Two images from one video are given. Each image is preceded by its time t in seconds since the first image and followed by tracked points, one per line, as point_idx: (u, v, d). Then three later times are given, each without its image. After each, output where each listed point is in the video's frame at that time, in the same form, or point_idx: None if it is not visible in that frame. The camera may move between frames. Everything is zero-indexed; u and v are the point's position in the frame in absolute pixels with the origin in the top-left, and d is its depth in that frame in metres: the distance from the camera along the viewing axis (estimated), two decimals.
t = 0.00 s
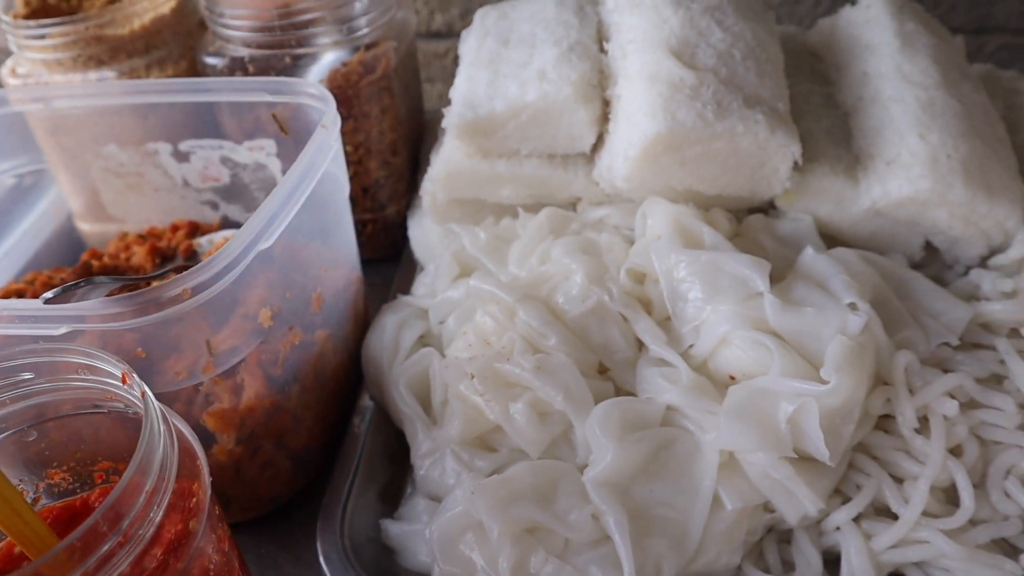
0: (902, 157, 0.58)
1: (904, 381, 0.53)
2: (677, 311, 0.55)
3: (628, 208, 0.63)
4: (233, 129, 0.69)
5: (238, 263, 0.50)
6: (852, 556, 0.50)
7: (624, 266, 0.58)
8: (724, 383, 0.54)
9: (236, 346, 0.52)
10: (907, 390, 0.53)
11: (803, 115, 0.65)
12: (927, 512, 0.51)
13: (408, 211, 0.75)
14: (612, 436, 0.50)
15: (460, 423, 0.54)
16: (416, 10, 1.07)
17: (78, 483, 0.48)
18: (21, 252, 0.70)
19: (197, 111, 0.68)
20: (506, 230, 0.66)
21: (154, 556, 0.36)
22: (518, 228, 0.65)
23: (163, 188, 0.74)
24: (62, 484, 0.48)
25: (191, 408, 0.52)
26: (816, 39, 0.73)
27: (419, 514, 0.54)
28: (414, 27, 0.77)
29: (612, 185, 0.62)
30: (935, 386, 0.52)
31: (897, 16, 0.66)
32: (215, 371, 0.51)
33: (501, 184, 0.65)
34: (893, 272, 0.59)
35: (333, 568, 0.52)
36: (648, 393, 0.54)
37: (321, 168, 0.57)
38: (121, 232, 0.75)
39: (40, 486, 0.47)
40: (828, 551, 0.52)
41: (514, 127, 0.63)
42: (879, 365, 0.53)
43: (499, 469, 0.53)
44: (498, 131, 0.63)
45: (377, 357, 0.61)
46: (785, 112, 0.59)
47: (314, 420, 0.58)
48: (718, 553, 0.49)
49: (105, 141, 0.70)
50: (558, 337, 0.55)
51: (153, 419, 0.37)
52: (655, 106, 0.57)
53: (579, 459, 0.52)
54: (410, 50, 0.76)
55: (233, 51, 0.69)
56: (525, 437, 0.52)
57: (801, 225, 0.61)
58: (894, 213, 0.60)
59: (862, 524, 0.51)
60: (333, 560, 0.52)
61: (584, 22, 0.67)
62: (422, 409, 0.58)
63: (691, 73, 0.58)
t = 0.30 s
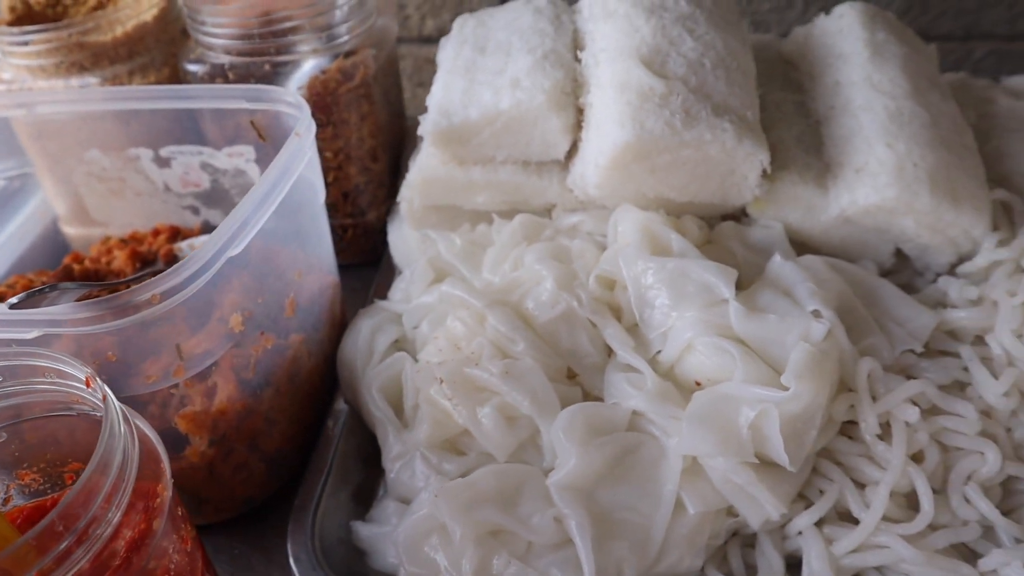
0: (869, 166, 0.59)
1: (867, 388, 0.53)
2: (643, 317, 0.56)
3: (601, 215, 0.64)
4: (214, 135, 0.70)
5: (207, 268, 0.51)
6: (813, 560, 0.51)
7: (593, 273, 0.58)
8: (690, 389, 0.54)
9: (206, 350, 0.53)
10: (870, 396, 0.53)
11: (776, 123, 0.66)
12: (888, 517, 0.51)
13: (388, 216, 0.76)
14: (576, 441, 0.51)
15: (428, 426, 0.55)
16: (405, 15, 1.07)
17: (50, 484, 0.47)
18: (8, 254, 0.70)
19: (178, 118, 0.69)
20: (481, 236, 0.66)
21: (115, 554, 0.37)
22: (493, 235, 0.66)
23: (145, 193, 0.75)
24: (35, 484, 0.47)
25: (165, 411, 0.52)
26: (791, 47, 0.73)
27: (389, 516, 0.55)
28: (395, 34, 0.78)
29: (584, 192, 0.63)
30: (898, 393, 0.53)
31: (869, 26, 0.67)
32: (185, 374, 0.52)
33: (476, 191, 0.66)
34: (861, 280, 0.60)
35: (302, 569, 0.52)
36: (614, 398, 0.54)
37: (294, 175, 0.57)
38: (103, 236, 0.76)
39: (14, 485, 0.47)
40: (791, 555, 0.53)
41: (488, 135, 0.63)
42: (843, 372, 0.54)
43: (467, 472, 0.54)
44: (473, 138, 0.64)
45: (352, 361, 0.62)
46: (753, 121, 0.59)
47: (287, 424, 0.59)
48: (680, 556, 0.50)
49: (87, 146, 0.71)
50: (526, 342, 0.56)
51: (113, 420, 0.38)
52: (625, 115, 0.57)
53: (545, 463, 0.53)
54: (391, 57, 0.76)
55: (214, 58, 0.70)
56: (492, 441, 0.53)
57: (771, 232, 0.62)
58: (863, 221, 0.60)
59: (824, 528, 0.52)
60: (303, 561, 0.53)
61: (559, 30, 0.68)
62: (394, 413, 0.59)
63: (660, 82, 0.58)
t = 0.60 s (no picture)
0: (835, 170, 0.59)
1: (828, 391, 0.54)
2: (607, 320, 0.56)
3: (570, 218, 0.64)
4: (190, 139, 0.71)
5: (169, 269, 0.52)
6: (772, 562, 0.51)
7: (559, 276, 0.59)
8: (653, 391, 0.55)
9: (171, 350, 0.54)
10: (831, 400, 0.53)
11: (747, 127, 0.66)
12: (846, 519, 0.52)
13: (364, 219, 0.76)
14: (536, 442, 0.52)
15: (393, 427, 0.55)
16: (395, 19, 1.08)
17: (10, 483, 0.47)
18: None
19: (154, 121, 0.70)
20: (453, 239, 0.67)
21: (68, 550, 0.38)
22: (464, 238, 0.66)
23: (123, 196, 0.75)
24: None
25: (133, 411, 0.53)
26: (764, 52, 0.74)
27: (354, 516, 0.55)
28: (372, 38, 0.78)
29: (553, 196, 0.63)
30: (859, 396, 0.53)
31: (839, 32, 0.67)
32: (150, 373, 0.53)
33: (447, 194, 0.67)
34: (827, 284, 0.60)
35: (266, 567, 0.53)
36: (577, 400, 0.55)
37: (261, 177, 0.58)
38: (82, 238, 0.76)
39: None
40: (751, 556, 0.53)
41: (459, 138, 0.64)
42: (805, 375, 0.54)
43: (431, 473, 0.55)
44: (444, 142, 0.64)
45: (322, 363, 0.63)
46: (720, 125, 0.60)
47: (256, 424, 0.59)
48: (639, 558, 0.50)
49: (64, 149, 0.72)
50: (491, 345, 0.56)
51: (64, 418, 0.38)
52: (591, 119, 0.58)
53: (508, 464, 0.54)
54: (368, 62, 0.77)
55: (191, 62, 0.71)
56: (455, 442, 0.54)
57: (738, 236, 0.62)
58: (829, 225, 0.61)
59: (784, 530, 0.52)
60: (267, 559, 0.53)
61: (531, 35, 0.69)
62: (361, 414, 0.59)
63: (627, 86, 0.59)
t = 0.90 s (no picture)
0: (799, 177, 0.59)
1: (787, 397, 0.54)
2: (569, 325, 0.57)
3: (539, 224, 0.64)
4: (164, 144, 0.71)
5: (131, 273, 0.52)
6: (728, 567, 0.51)
7: (523, 282, 0.59)
8: (614, 397, 0.55)
9: (134, 354, 0.54)
10: (790, 406, 0.54)
11: (715, 134, 0.67)
12: (803, 524, 0.52)
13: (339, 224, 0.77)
14: (494, 447, 0.52)
15: (356, 431, 0.56)
16: (383, 23, 1.08)
17: None
18: None
19: (127, 127, 0.70)
20: (423, 244, 0.67)
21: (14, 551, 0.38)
22: (434, 243, 0.67)
23: (98, 200, 0.76)
24: None
25: (99, 414, 0.54)
26: (736, 59, 0.74)
27: (317, 520, 0.56)
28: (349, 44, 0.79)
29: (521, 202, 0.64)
30: (817, 402, 0.54)
31: (808, 40, 0.68)
32: (112, 377, 0.53)
33: (417, 200, 0.67)
34: (792, 290, 0.60)
35: (227, 570, 0.53)
36: (538, 405, 0.55)
37: (226, 182, 0.59)
38: (57, 241, 0.76)
39: None
40: (710, 561, 0.53)
41: (427, 145, 0.64)
42: (764, 381, 0.54)
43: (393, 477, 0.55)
44: (413, 149, 0.65)
45: (290, 367, 0.63)
46: (684, 132, 0.60)
47: (222, 428, 0.60)
48: (595, 562, 0.50)
49: (39, 153, 0.72)
50: (453, 350, 0.57)
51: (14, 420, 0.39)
52: (554, 127, 0.58)
53: (468, 468, 0.54)
54: (344, 68, 0.78)
55: (165, 67, 0.72)
56: (416, 446, 0.54)
57: (704, 242, 0.63)
58: (794, 232, 0.61)
59: (742, 536, 0.53)
60: (229, 562, 0.54)
61: (502, 42, 0.69)
62: (327, 418, 0.60)
63: (592, 93, 0.59)
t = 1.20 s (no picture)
0: (762, 180, 0.59)
1: (746, 399, 0.54)
2: (530, 327, 0.57)
3: (506, 227, 0.65)
4: (136, 147, 0.72)
5: (93, 273, 0.53)
6: (684, 568, 0.51)
7: (487, 284, 0.59)
8: (574, 398, 0.55)
9: (96, 356, 0.54)
10: (748, 407, 0.54)
11: (681, 138, 0.67)
12: (759, 525, 0.52)
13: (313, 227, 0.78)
14: (453, 448, 0.52)
15: (318, 432, 0.57)
16: (370, 27, 1.07)
17: None
18: None
19: (100, 131, 0.71)
20: (392, 247, 0.68)
21: None
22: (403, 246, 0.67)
23: (72, 203, 0.76)
24: None
25: (64, 415, 0.54)
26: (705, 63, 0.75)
27: (280, 520, 0.56)
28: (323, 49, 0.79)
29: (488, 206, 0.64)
30: (775, 403, 0.54)
31: (775, 43, 0.68)
32: (74, 378, 0.53)
33: (386, 203, 0.68)
34: (754, 292, 0.60)
35: (189, 570, 0.53)
36: (498, 407, 0.56)
37: (192, 185, 0.59)
38: (32, 244, 0.76)
39: None
40: (668, 562, 0.53)
41: (395, 148, 0.65)
42: (724, 382, 0.55)
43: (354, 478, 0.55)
44: (381, 152, 0.65)
45: (258, 368, 0.64)
46: (648, 136, 0.60)
47: (187, 429, 0.60)
48: (552, 563, 0.50)
49: (13, 156, 0.72)
50: (415, 352, 0.57)
51: None
52: (517, 130, 0.59)
53: (428, 469, 0.54)
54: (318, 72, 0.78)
55: (138, 71, 0.72)
56: (376, 447, 0.54)
57: (669, 245, 0.63)
58: (757, 235, 0.61)
59: (700, 537, 0.53)
60: (191, 561, 0.54)
61: (472, 46, 0.70)
62: (292, 419, 0.60)
63: (555, 97, 0.60)
